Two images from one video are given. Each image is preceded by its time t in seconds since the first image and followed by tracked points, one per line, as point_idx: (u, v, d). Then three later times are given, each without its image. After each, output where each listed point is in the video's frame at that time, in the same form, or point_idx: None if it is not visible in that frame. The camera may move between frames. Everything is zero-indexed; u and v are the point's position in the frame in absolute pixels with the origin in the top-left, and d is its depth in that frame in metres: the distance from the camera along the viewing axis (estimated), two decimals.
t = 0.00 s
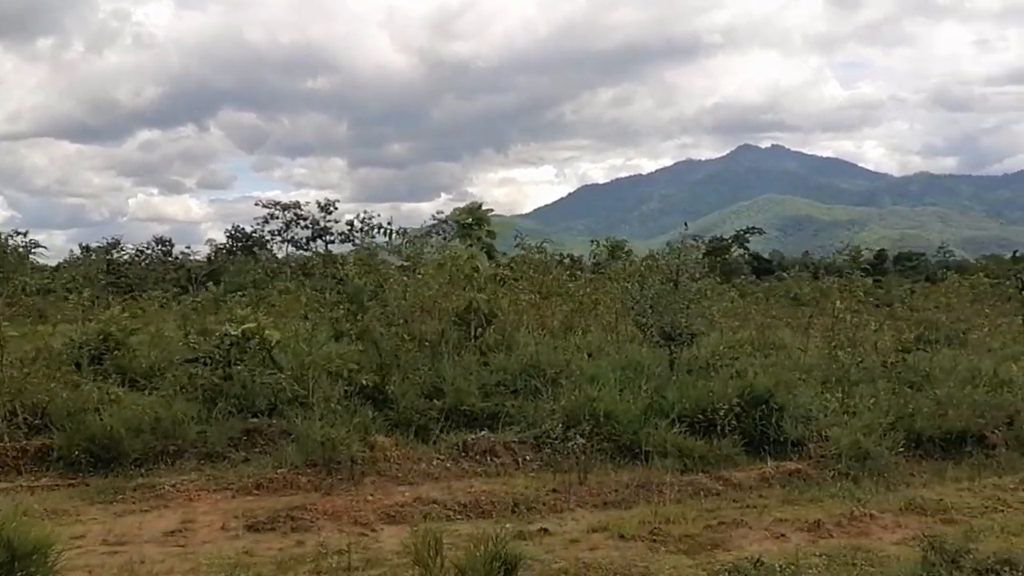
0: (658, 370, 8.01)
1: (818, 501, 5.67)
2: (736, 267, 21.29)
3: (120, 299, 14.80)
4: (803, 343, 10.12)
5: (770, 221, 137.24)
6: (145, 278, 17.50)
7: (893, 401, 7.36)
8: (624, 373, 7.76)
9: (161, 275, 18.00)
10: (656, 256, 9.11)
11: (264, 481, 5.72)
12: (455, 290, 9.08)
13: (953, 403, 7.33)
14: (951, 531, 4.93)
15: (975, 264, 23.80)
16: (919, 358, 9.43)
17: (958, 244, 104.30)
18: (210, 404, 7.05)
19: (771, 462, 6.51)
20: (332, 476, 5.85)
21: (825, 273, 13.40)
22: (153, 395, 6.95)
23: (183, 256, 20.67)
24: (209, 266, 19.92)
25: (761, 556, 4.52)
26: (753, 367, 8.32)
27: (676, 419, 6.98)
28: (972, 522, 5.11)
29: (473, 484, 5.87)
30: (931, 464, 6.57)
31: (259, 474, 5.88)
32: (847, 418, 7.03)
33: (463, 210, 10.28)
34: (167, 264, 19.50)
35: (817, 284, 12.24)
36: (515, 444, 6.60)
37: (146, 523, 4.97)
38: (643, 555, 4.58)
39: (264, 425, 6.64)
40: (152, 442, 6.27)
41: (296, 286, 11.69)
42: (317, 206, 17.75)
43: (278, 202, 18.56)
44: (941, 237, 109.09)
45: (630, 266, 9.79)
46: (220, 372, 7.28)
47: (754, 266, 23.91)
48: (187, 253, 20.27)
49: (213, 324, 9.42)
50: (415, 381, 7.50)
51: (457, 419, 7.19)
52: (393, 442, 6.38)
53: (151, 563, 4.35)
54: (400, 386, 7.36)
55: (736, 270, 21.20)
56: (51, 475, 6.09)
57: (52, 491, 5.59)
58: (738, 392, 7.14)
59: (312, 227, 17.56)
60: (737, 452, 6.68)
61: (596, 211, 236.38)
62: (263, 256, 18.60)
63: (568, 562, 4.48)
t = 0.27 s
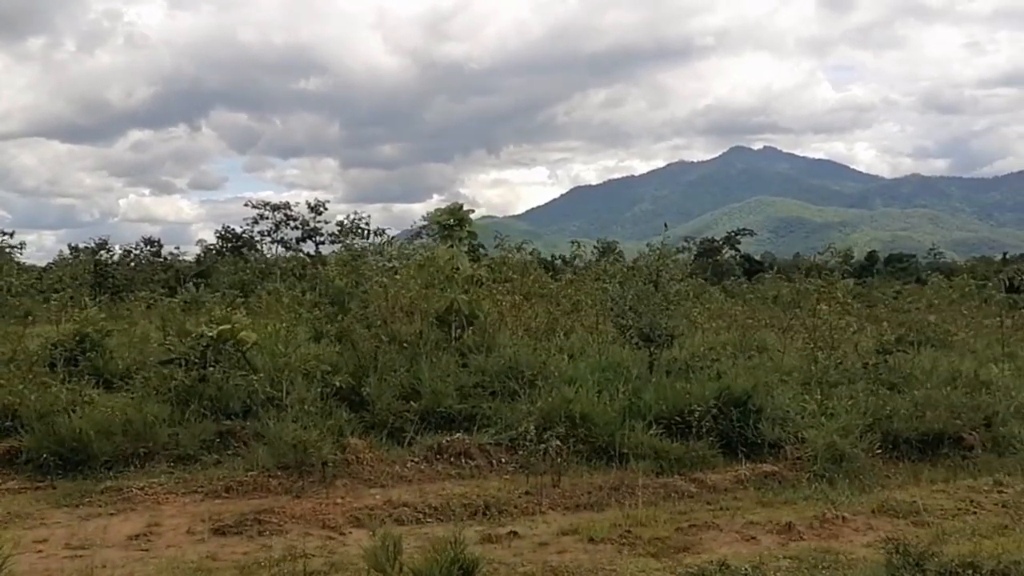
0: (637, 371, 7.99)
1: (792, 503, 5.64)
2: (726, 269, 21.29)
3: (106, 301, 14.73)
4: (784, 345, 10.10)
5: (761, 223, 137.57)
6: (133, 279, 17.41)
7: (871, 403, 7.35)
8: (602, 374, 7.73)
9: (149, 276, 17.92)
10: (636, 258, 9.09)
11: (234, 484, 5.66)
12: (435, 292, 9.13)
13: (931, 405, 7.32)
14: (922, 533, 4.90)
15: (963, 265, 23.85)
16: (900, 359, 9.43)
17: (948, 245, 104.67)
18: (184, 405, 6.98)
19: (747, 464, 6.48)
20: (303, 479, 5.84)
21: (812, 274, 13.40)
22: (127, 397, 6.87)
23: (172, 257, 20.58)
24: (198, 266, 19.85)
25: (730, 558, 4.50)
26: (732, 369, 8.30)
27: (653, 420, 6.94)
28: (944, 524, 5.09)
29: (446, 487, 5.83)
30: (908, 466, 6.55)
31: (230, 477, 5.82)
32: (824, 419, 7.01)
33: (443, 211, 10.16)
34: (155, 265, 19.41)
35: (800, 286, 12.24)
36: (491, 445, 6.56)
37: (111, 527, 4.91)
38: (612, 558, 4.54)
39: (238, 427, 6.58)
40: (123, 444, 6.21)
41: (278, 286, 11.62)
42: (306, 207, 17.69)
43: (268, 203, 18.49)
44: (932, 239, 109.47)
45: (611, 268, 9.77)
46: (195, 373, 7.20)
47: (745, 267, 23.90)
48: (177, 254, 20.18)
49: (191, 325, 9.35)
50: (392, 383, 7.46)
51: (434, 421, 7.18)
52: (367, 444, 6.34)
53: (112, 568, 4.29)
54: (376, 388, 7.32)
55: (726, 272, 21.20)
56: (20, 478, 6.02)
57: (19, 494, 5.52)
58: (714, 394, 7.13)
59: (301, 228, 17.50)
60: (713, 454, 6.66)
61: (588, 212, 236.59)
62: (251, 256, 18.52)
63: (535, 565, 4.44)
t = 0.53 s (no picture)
0: (621, 373, 7.96)
1: (772, 505, 5.62)
2: (720, 270, 21.28)
3: (97, 303, 14.69)
4: (771, 347, 10.08)
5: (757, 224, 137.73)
6: (125, 280, 17.38)
7: (855, 404, 7.32)
8: (586, 375, 7.70)
9: (142, 277, 17.88)
10: (621, 260, 9.07)
11: (210, 487, 5.63)
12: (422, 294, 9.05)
13: (915, 407, 7.30)
14: (899, 536, 4.88)
15: (956, 267, 23.86)
16: (886, 360, 9.41)
17: (943, 247, 104.85)
18: (163, 407, 6.94)
19: (728, 467, 6.44)
20: (280, 482, 5.77)
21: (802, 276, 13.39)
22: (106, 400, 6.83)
23: (166, 257, 20.54)
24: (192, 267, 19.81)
25: (705, 562, 4.47)
26: (717, 371, 8.28)
27: (634, 422, 6.91)
28: (922, 526, 5.07)
29: (424, 490, 5.79)
30: (890, 468, 6.52)
31: (206, 480, 5.78)
32: (807, 421, 6.97)
33: (429, 212, 10.09)
34: (148, 266, 19.37)
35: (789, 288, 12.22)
36: (471, 448, 6.53)
37: (82, 530, 4.88)
38: (586, 561, 4.51)
39: (216, 430, 6.53)
40: (100, 446, 6.16)
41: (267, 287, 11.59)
42: (299, 209, 17.66)
43: (261, 204, 18.46)
44: (926, 240, 109.70)
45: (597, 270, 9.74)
46: (175, 375, 7.16)
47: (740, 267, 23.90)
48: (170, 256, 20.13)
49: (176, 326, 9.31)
50: (374, 385, 7.42)
51: (416, 423, 7.15)
52: (345, 447, 6.30)
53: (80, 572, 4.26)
54: (358, 389, 7.28)
55: (720, 273, 21.19)
56: None
57: None
58: (697, 395, 7.10)
59: (294, 229, 17.47)
60: (695, 456, 6.63)
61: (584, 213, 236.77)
62: (244, 257, 18.48)
63: (508, 569, 4.40)
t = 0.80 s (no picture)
0: (602, 374, 7.92)
1: (748, 507, 5.59)
2: (714, 271, 21.25)
3: (85, 304, 14.62)
4: (756, 349, 10.05)
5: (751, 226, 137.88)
6: (116, 280, 17.30)
7: (836, 405, 7.30)
8: (567, 377, 7.66)
9: (132, 278, 17.80)
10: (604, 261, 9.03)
11: (182, 489, 5.59)
12: (406, 295, 9.00)
13: (896, 409, 7.27)
14: (874, 539, 4.85)
15: (948, 269, 23.87)
16: (870, 361, 9.38)
17: (937, 249, 105.07)
18: (140, 408, 6.88)
19: (707, 468, 6.40)
20: (253, 484, 5.72)
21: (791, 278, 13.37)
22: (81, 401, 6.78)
23: (157, 258, 20.44)
24: (184, 267, 19.74)
25: (676, 565, 4.44)
26: (700, 373, 8.24)
27: (614, 424, 6.86)
28: (897, 528, 5.04)
29: (398, 492, 5.76)
30: (869, 470, 6.49)
31: (179, 482, 5.73)
32: (787, 422, 6.93)
33: (413, 212, 9.98)
34: (139, 267, 19.28)
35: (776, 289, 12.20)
36: (449, 449, 6.50)
37: (49, 533, 4.83)
38: (556, 564, 4.48)
39: (192, 431, 6.47)
40: (73, 448, 6.12)
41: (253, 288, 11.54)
42: (291, 209, 17.58)
43: (252, 205, 18.38)
44: (921, 242, 109.88)
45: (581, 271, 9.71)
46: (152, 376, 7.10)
47: (733, 268, 23.88)
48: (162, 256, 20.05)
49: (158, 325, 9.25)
50: (354, 386, 7.37)
51: (395, 424, 7.11)
52: (321, 448, 6.26)
53: None
54: (337, 390, 7.23)
55: (713, 274, 21.17)
56: None
57: None
58: (677, 397, 7.06)
59: (286, 229, 17.39)
60: (674, 458, 6.59)
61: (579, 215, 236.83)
62: (236, 257, 18.42)
63: (478, 573, 4.36)
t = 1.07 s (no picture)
0: (583, 374, 7.89)
1: (724, 508, 5.57)
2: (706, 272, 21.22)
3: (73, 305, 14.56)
4: (739, 349, 10.03)
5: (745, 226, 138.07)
6: (106, 280, 17.23)
7: (815, 406, 7.28)
8: (547, 377, 7.63)
9: (122, 279, 17.73)
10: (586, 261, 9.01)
11: (153, 490, 5.56)
12: (390, 295, 8.95)
13: (875, 409, 7.27)
14: (848, 540, 4.83)
15: (938, 270, 23.89)
16: (853, 361, 9.38)
17: (929, 250, 105.34)
18: (116, 408, 6.86)
19: (684, 469, 6.38)
20: (226, 485, 5.68)
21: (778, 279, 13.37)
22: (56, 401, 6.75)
23: (149, 258, 20.36)
24: (175, 267, 19.66)
25: (647, 566, 4.42)
26: (681, 373, 8.22)
27: (592, 425, 6.84)
28: (870, 529, 5.03)
29: (373, 493, 5.72)
30: (846, 470, 6.48)
31: (150, 484, 5.69)
32: (766, 423, 6.92)
33: (395, 213, 9.92)
34: (130, 267, 19.20)
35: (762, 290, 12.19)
36: (426, 450, 6.48)
37: (16, 535, 4.80)
38: (525, 566, 4.46)
39: (168, 431, 6.42)
40: (46, 448, 6.09)
41: (238, 288, 11.51)
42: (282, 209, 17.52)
43: (243, 205, 18.30)
44: (914, 243, 110.11)
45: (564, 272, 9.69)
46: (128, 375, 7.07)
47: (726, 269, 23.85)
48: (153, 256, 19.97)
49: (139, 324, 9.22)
50: (332, 386, 7.33)
51: (373, 425, 7.09)
52: (296, 449, 6.22)
53: None
54: (315, 391, 7.19)
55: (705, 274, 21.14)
56: None
57: None
58: (657, 397, 7.04)
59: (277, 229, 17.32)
60: (652, 459, 6.57)
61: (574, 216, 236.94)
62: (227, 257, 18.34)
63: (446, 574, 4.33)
